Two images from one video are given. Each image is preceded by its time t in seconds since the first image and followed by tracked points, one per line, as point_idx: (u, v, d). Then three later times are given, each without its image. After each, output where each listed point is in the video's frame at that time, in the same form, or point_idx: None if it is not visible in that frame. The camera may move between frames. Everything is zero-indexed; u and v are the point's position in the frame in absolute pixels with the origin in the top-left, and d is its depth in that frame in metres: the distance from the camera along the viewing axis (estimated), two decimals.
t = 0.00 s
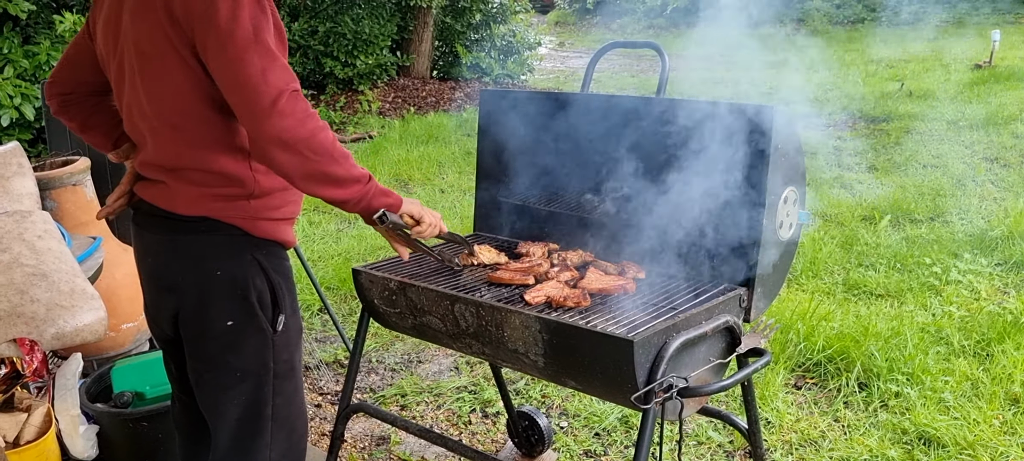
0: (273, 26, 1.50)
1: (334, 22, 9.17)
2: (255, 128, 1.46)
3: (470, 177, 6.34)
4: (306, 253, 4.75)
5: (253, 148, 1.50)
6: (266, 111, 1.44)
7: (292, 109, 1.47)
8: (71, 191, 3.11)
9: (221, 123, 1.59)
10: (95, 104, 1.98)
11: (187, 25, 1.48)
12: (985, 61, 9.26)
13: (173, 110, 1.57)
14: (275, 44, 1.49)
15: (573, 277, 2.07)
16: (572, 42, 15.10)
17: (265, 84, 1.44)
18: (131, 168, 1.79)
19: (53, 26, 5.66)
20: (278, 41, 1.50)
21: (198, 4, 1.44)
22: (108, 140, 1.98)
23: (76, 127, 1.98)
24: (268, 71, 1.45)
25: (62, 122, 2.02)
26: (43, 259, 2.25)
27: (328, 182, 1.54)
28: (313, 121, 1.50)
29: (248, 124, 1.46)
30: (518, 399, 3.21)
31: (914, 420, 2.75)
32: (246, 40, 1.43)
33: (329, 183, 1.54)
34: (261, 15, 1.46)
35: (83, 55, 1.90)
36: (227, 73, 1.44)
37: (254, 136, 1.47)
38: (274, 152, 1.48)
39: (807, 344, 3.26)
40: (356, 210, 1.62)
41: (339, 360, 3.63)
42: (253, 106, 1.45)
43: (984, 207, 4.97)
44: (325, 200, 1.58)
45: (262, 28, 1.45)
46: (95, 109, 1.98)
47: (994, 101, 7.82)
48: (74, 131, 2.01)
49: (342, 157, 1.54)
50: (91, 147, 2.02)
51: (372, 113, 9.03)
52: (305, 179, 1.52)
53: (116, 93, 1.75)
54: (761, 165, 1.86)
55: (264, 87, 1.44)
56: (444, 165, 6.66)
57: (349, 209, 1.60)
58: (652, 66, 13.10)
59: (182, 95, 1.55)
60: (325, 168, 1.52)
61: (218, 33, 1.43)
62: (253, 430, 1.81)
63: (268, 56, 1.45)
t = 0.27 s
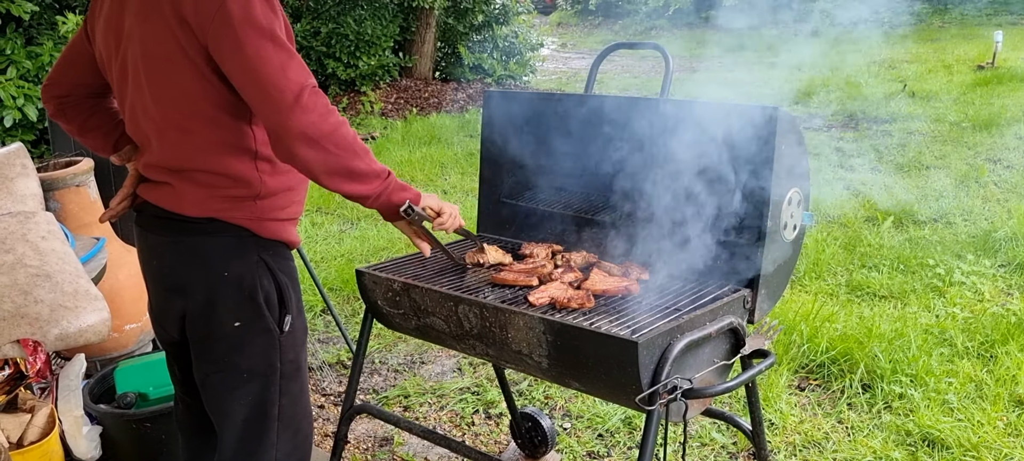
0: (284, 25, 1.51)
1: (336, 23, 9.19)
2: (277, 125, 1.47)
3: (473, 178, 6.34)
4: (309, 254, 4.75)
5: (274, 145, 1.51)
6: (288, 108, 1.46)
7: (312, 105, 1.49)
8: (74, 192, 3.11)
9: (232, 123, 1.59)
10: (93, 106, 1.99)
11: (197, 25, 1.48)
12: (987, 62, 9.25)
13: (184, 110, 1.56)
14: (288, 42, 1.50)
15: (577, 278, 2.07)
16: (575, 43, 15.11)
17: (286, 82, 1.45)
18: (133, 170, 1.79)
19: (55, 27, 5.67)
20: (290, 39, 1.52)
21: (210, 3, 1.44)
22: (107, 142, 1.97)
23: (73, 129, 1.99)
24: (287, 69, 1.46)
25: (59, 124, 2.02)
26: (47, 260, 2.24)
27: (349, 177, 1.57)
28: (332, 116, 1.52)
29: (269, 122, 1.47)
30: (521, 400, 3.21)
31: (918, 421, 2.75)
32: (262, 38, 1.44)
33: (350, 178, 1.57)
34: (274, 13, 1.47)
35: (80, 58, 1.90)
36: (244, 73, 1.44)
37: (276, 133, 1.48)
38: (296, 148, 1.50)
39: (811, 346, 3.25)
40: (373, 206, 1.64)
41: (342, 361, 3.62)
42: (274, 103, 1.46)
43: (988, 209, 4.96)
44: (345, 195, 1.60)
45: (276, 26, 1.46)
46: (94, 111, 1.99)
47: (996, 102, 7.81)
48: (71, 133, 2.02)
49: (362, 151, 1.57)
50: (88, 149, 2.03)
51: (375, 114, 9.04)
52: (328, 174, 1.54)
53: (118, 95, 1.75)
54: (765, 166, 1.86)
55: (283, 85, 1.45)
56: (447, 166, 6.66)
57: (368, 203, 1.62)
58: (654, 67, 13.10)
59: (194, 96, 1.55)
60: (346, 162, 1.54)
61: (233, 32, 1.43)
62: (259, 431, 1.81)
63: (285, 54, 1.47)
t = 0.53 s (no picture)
0: (287, 25, 1.51)
1: (338, 23, 9.18)
2: (278, 127, 1.47)
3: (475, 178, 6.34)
4: (311, 254, 4.74)
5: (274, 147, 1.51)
6: (289, 110, 1.45)
7: (313, 108, 1.49)
8: (77, 190, 3.11)
9: (234, 123, 1.59)
10: (93, 106, 1.99)
11: (199, 24, 1.48)
12: (989, 62, 9.24)
13: (186, 110, 1.56)
14: (290, 43, 1.49)
15: (580, 277, 2.07)
16: (576, 43, 15.10)
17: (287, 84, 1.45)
18: (136, 169, 1.79)
19: (57, 26, 5.67)
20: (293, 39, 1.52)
21: (212, 4, 1.44)
22: (108, 142, 1.96)
23: (74, 128, 1.99)
24: (288, 70, 1.46)
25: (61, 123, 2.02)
26: (49, 258, 2.23)
27: (349, 179, 1.56)
28: (333, 118, 1.51)
29: (270, 123, 1.47)
30: (523, 399, 3.21)
31: (921, 422, 2.74)
32: (264, 39, 1.44)
33: (350, 180, 1.57)
34: (276, 13, 1.47)
35: (81, 57, 1.90)
36: (246, 73, 1.44)
37: (276, 135, 1.48)
38: (297, 151, 1.50)
39: (813, 346, 3.24)
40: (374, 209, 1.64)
41: (343, 360, 3.62)
42: (276, 105, 1.45)
43: (990, 209, 4.95)
44: (345, 197, 1.60)
45: (278, 26, 1.46)
46: (94, 110, 1.98)
47: (999, 102, 7.80)
48: (72, 132, 2.02)
49: (363, 154, 1.57)
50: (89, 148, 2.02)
51: (376, 114, 9.04)
52: (328, 178, 1.54)
53: (119, 94, 1.75)
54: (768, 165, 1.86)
55: (285, 86, 1.45)
56: (449, 165, 6.66)
57: (368, 206, 1.62)
58: (656, 67, 13.09)
59: (196, 95, 1.55)
60: (347, 165, 1.54)
61: (235, 33, 1.43)
62: (262, 429, 1.81)
63: (286, 55, 1.47)
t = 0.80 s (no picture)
0: (287, 27, 1.51)
1: (340, 22, 9.17)
2: (275, 131, 1.47)
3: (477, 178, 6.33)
4: (312, 253, 4.74)
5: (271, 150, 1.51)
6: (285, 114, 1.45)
7: (311, 111, 1.49)
8: (78, 189, 3.11)
9: (233, 124, 1.59)
10: (95, 105, 1.98)
11: (199, 25, 1.48)
12: (991, 63, 9.23)
13: (185, 109, 1.57)
14: (290, 46, 1.49)
15: (581, 278, 2.06)
16: (578, 43, 15.10)
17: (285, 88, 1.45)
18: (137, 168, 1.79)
19: (59, 25, 5.68)
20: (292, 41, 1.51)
21: (213, 5, 1.44)
22: (110, 140, 1.95)
23: (76, 127, 1.99)
24: (287, 73, 1.46)
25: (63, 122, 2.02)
26: (51, 257, 2.23)
27: (346, 184, 1.56)
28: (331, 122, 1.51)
29: (267, 126, 1.47)
30: (524, 399, 3.21)
31: (922, 423, 2.74)
32: (263, 42, 1.44)
33: (347, 185, 1.56)
34: (276, 16, 1.47)
35: (82, 56, 1.90)
36: (244, 75, 1.44)
37: (273, 139, 1.48)
38: (294, 154, 1.49)
39: (814, 347, 3.24)
40: (371, 213, 1.63)
41: (344, 360, 3.62)
42: (273, 108, 1.45)
43: (992, 210, 4.94)
44: (342, 202, 1.59)
45: (278, 29, 1.46)
46: (96, 110, 1.98)
47: (1001, 103, 7.79)
48: (75, 131, 2.02)
49: (360, 159, 1.56)
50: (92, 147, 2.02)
51: (378, 114, 9.03)
52: (324, 182, 1.53)
53: (120, 92, 1.75)
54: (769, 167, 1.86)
55: (283, 90, 1.45)
56: (450, 165, 6.66)
57: (364, 210, 1.62)
58: (658, 67, 13.08)
59: (196, 96, 1.55)
60: (344, 170, 1.54)
61: (233, 34, 1.43)
62: (262, 429, 1.81)
63: (285, 58, 1.46)
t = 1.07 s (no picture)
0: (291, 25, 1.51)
1: (341, 22, 9.17)
2: (283, 130, 1.46)
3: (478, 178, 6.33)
4: (312, 253, 4.74)
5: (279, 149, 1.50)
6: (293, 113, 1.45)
7: (318, 109, 1.48)
8: (79, 188, 3.11)
9: (237, 122, 1.59)
10: (98, 105, 1.98)
11: (201, 23, 1.47)
12: (993, 64, 9.21)
13: (188, 109, 1.56)
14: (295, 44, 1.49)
15: (582, 278, 2.06)
16: (580, 43, 15.09)
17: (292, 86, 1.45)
18: (138, 168, 1.79)
19: (61, 24, 5.68)
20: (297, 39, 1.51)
21: (216, 4, 1.44)
22: (113, 140, 1.97)
23: (78, 128, 1.99)
24: (293, 71, 1.46)
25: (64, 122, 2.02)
26: (51, 256, 2.22)
27: (355, 183, 1.56)
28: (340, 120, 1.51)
29: (275, 125, 1.47)
30: (524, 400, 3.20)
31: (923, 425, 2.73)
32: (268, 40, 1.43)
33: (356, 184, 1.56)
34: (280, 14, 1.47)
35: (85, 57, 1.89)
36: (250, 74, 1.44)
37: (281, 137, 1.48)
38: (302, 153, 1.49)
39: (815, 348, 3.23)
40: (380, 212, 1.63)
41: (344, 360, 3.61)
42: (279, 107, 1.45)
43: (993, 211, 4.93)
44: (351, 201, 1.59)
45: (282, 27, 1.46)
46: (98, 110, 1.98)
47: (1003, 104, 7.77)
48: (77, 131, 2.01)
49: (370, 157, 1.56)
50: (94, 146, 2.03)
51: (379, 113, 9.03)
52: (333, 181, 1.53)
53: (122, 92, 1.74)
54: (770, 168, 1.85)
55: (290, 88, 1.45)
56: (451, 165, 6.65)
57: (374, 209, 1.61)
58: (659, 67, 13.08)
59: (200, 95, 1.55)
60: (353, 169, 1.53)
61: (238, 33, 1.43)
62: (262, 430, 1.80)
63: (290, 56, 1.46)
